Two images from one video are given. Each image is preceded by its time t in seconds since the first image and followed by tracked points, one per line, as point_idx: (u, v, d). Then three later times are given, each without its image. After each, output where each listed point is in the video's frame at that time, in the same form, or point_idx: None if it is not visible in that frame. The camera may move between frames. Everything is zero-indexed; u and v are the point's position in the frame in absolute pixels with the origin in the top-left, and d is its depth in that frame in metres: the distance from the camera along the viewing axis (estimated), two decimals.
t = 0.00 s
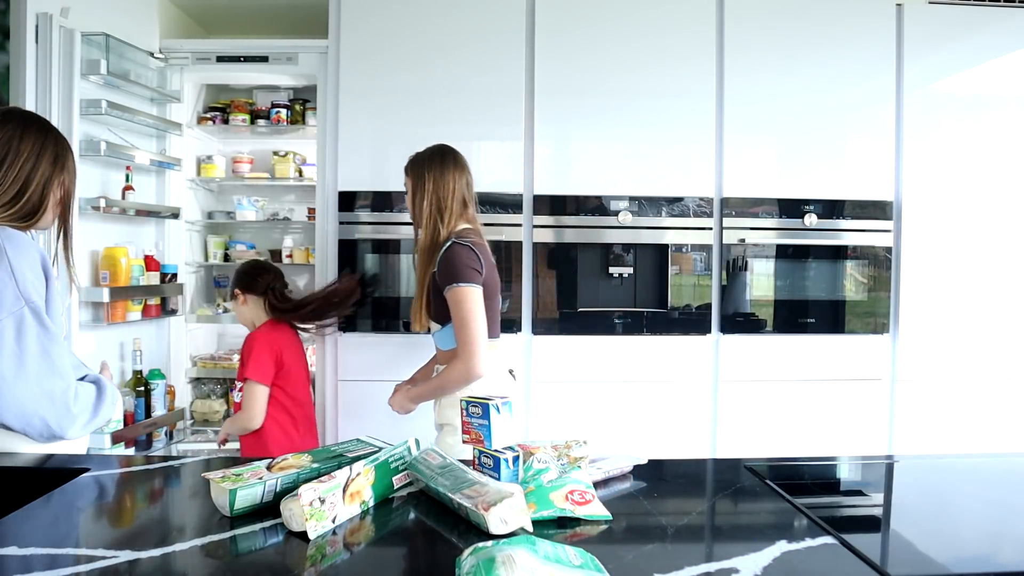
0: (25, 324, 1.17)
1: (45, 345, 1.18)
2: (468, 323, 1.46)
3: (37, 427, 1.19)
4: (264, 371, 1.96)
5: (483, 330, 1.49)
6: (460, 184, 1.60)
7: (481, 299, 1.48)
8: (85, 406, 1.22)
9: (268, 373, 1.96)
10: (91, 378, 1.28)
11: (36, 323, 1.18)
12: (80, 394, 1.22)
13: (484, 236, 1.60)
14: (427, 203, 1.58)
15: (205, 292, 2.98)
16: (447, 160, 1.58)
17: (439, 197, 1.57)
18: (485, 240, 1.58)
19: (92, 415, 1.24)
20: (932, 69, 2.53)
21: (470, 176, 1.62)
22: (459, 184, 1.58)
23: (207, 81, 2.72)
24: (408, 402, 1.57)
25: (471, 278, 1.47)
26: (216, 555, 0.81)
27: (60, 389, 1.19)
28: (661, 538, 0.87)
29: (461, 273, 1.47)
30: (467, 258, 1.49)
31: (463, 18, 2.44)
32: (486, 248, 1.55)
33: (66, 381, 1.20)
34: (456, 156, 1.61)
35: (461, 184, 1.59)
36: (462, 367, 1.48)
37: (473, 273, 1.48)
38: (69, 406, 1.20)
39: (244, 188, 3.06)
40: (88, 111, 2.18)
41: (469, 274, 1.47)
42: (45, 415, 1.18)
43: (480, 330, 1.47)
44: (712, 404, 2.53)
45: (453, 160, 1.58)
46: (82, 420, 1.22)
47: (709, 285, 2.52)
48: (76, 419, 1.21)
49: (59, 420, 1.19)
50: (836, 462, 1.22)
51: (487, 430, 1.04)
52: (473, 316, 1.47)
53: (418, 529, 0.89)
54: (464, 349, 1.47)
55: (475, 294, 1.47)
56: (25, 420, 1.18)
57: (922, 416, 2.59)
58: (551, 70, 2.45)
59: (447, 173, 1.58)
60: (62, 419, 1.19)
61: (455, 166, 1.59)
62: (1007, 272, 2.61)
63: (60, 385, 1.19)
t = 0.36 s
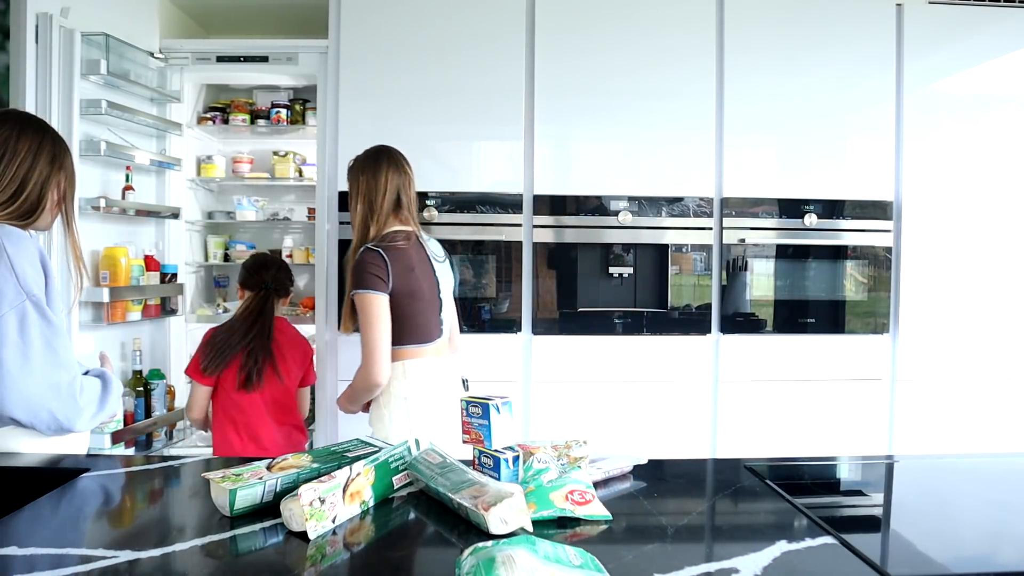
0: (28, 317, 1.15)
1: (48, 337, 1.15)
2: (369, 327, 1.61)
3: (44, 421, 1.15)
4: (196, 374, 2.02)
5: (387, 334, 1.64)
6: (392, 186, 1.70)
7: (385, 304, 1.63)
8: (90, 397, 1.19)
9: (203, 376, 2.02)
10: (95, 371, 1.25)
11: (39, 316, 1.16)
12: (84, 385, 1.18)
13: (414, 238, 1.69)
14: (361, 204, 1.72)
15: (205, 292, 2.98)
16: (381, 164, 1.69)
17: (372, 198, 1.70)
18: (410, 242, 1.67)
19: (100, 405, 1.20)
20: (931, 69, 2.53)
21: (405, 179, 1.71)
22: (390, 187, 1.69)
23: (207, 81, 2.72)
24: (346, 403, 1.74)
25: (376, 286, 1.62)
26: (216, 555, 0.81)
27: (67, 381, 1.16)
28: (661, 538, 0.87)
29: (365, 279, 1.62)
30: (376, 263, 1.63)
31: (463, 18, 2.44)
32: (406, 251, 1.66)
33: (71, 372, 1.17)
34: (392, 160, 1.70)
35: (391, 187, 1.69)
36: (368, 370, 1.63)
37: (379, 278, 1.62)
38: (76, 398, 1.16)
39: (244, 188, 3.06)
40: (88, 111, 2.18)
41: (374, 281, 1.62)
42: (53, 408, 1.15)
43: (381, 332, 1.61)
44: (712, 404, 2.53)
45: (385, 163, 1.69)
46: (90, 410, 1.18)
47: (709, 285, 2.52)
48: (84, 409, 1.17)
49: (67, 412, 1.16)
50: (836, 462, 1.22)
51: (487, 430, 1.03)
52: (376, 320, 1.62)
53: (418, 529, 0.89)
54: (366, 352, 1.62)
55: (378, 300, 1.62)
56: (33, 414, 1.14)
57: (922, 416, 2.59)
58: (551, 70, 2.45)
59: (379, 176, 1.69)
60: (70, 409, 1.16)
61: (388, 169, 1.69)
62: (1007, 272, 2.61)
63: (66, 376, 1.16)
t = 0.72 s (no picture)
0: (30, 313, 1.15)
1: (51, 332, 1.15)
2: (325, 326, 1.59)
3: (44, 416, 1.15)
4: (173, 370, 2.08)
5: (344, 333, 1.61)
6: (357, 186, 1.65)
7: (343, 303, 1.60)
8: (90, 396, 1.19)
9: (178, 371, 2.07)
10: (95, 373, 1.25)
11: (41, 311, 1.16)
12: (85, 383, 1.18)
13: (377, 235, 1.66)
14: (324, 201, 1.68)
15: (205, 292, 2.98)
16: (346, 162, 1.65)
17: (336, 196, 1.66)
18: (373, 239, 1.64)
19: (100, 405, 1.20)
20: (932, 69, 2.53)
21: (372, 177, 1.67)
22: (354, 186, 1.65)
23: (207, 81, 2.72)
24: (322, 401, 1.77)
25: (332, 284, 1.59)
26: (216, 555, 0.81)
27: (68, 378, 1.16)
28: (661, 538, 0.87)
29: (322, 278, 1.59)
30: (332, 262, 1.59)
31: (463, 18, 2.44)
32: (368, 249, 1.62)
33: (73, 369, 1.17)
34: (357, 158, 1.66)
35: (355, 185, 1.65)
36: (326, 365, 1.64)
37: (336, 278, 1.59)
38: (76, 394, 1.16)
39: (244, 188, 3.06)
40: (88, 111, 2.17)
41: (331, 279, 1.59)
42: (53, 402, 1.14)
43: (337, 332, 1.59)
44: (712, 404, 2.53)
45: (351, 163, 1.65)
46: (90, 409, 1.18)
47: (709, 285, 2.51)
48: (85, 407, 1.17)
49: (67, 408, 1.15)
50: (836, 462, 1.22)
51: (487, 430, 1.03)
52: (334, 319, 1.59)
53: (419, 529, 0.89)
54: (323, 350, 1.62)
55: (335, 299, 1.59)
56: (33, 409, 1.14)
57: (922, 416, 2.59)
58: (552, 70, 2.45)
59: (344, 173, 1.65)
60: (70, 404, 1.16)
61: (352, 167, 1.65)
62: (1007, 272, 2.61)
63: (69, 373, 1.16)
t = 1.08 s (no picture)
0: None
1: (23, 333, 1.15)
2: (321, 322, 1.60)
3: (21, 416, 1.15)
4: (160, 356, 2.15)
5: (340, 330, 1.62)
6: (352, 187, 1.65)
7: (338, 301, 1.60)
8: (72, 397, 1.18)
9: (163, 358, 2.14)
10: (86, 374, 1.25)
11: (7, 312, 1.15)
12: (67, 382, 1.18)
13: (372, 235, 1.66)
14: (319, 203, 1.68)
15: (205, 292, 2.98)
16: (340, 164, 1.65)
17: (331, 198, 1.66)
18: (368, 239, 1.64)
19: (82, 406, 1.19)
20: (932, 69, 2.53)
21: (366, 179, 1.67)
22: (348, 189, 1.65)
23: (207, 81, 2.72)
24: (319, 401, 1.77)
25: (326, 283, 1.59)
26: (216, 555, 0.81)
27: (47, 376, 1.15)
28: (662, 538, 0.87)
29: (316, 276, 1.60)
30: (325, 261, 1.60)
31: (463, 17, 2.44)
32: (363, 249, 1.62)
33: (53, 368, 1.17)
34: (351, 160, 1.66)
35: (350, 187, 1.65)
36: (322, 364, 1.64)
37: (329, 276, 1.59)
38: (48, 393, 1.15)
39: (244, 188, 3.06)
40: (88, 111, 2.17)
41: (326, 278, 1.59)
42: (25, 402, 1.14)
43: (333, 329, 1.60)
44: (712, 404, 2.53)
45: (347, 164, 1.65)
46: (71, 409, 1.18)
47: (709, 285, 2.52)
48: (66, 404, 1.17)
49: (41, 408, 1.15)
50: (836, 462, 1.22)
51: (487, 430, 1.03)
52: (329, 316, 1.60)
53: (419, 529, 0.89)
54: (320, 349, 1.62)
55: (330, 297, 1.59)
56: (8, 408, 1.14)
57: (922, 417, 2.59)
58: (551, 69, 2.45)
59: (338, 175, 1.65)
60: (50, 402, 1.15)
61: (347, 169, 1.65)
62: (1007, 272, 2.61)
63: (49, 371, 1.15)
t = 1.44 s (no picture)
0: None
1: None
2: (328, 324, 1.59)
3: None
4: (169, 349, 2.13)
5: (346, 332, 1.61)
6: (357, 187, 1.65)
7: (345, 300, 1.60)
8: (40, 407, 1.19)
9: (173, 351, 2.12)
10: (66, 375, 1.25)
11: None
12: (32, 394, 1.18)
13: (378, 234, 1.66)
14: (326, 203, 1.68)
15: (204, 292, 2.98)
16: (345, 163, 1.65)
17: (337, 198, 1.66)
18: (374, 238, 1.64)
19: (54, 413, 1.20)
20: (931, 69, 2.53)
21: (371, 178, 1.67)
22: (353, 188, 1.65)
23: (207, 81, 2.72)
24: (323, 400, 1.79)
25: (334, 282, 1.59)
26: (216, 555, 0.81)
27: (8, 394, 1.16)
28: (662, 538, 0.87)
29: (323, 275, 1.59)
30: (333, 260, 1.59)
31: (463, 17, 2.44)
32: (369, 248, 1.62)
33: (13, 381, 1.16)
34: (355, 160, 1.66)
35: (356, 186, 1.65)
36: (327, 363, 1.64)
37: (337, 274, 1.59)
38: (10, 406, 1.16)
39: (244, 188, 3.06)
40: (88, 111, 2.17)
41: (333, 277, 1.59)
42: None
43: (340, 331, 1.59)
44: (712, 404, 2.53)
45: (352, 165, 1.65)
46: (40, 418, 1.19)
47: (709, 285, 2.52)
48: (33, 416, 1.18)
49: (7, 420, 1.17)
50: (836, 462, 1.22)
51: (487, 430, 1.03)
52: (335, 316, 1.59)
53: (419, 529, 0.89)
54: (327, 349, 1.62)
55: (337, 296, 1.59)
56: None
57: (922, 417, 2.59)
58: (551, 69, 2.45)
59: (343, 174, 1.65)
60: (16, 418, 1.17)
61: (352, 169, 1.65)
62: (1007, 272, 2.61)
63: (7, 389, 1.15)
